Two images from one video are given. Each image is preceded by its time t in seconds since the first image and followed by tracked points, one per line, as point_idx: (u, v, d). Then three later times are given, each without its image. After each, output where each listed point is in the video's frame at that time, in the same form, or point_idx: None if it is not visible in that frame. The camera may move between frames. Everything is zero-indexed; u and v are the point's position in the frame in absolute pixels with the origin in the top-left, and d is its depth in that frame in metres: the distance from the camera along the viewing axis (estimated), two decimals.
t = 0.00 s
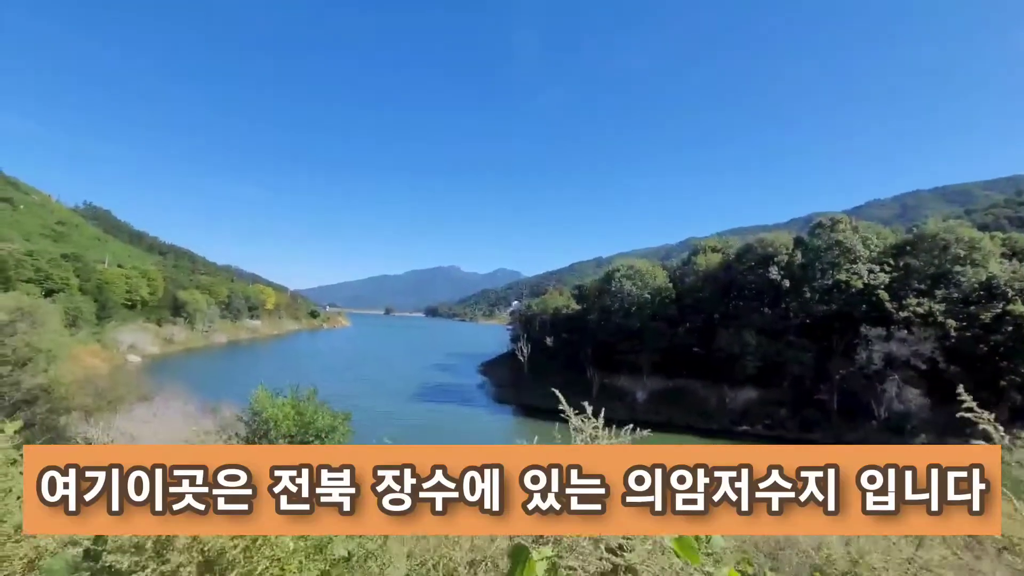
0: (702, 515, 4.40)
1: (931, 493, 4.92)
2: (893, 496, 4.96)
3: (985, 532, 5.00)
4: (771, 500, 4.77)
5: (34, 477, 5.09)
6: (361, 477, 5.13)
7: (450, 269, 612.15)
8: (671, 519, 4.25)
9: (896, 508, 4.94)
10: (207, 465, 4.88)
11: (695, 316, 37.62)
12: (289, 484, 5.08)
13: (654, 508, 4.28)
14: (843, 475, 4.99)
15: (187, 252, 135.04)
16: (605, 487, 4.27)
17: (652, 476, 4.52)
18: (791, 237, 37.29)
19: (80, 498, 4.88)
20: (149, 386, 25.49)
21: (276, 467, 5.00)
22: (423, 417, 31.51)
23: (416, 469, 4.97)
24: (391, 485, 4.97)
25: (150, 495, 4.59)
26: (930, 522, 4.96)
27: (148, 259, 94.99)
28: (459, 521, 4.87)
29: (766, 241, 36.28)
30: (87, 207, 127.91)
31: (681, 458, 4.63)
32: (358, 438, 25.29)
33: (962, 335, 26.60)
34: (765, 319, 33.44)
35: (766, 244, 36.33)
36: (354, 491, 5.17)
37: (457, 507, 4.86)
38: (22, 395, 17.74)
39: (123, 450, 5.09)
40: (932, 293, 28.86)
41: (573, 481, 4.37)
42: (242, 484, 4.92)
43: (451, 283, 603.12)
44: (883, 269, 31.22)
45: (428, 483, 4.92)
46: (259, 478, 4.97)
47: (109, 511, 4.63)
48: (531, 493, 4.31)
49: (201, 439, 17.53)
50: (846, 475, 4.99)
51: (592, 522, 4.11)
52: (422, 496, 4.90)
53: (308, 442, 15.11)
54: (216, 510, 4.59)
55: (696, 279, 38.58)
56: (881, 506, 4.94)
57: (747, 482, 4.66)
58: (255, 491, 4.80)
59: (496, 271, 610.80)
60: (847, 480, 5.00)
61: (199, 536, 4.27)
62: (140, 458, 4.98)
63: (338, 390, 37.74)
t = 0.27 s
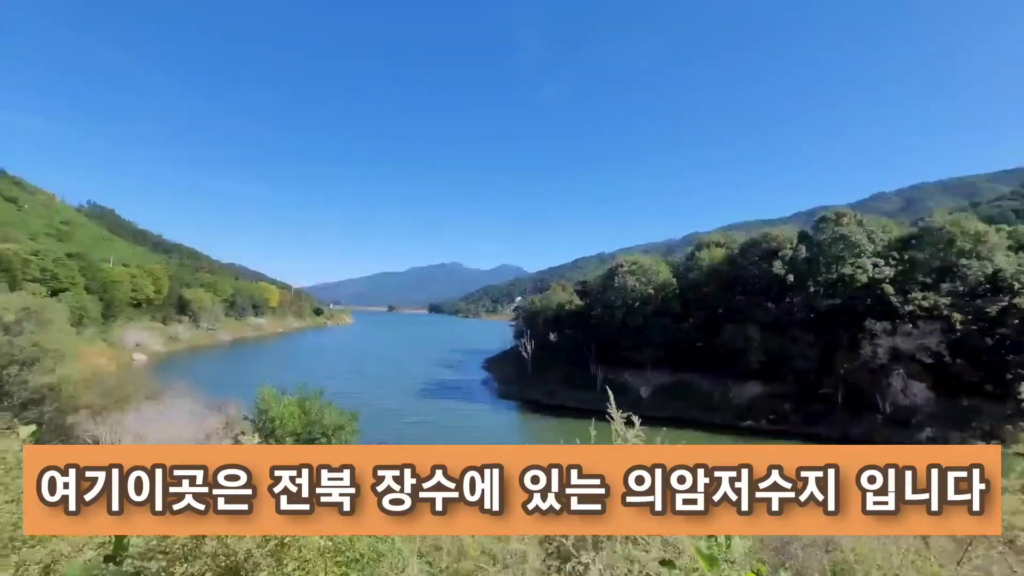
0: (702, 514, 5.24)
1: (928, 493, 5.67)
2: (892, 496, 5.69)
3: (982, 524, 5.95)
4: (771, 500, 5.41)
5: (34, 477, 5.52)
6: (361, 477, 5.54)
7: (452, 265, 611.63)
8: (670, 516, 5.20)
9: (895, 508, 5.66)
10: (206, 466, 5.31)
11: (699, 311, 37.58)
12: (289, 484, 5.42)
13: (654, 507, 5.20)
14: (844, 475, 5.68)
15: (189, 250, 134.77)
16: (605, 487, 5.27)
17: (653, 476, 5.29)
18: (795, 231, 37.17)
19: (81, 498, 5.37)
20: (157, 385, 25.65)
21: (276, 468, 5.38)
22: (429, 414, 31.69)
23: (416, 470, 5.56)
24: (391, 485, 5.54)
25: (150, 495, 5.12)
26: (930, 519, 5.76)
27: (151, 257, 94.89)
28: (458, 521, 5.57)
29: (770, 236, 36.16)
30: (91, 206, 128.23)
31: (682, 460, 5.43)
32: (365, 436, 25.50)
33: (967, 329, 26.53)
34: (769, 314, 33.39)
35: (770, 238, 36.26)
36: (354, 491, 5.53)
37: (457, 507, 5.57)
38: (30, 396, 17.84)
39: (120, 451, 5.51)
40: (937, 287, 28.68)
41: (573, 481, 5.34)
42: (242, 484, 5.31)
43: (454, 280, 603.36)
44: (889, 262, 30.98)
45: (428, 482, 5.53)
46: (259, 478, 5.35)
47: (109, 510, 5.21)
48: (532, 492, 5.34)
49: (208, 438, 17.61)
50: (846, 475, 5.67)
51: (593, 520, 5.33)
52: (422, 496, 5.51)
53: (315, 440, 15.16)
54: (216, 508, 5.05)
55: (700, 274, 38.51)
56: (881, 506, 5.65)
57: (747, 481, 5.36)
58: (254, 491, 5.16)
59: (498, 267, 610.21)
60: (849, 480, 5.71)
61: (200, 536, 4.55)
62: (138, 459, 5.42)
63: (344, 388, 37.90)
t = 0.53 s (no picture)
0: (702, 514, 5.19)
1: (928, 493, 5.85)
2: (892, 496, 5.87)
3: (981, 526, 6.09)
4: (771, 500, 5.56)
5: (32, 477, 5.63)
6: (361, 477, 5.57)
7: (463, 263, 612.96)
8: (670, 518, 5.07)
9: (895, 508, 5.84)
10: (207, 466, 5.42)
11: (713, 308, 37.20)
12: (290, 484, 5.49)
13: (655, 507, 5.13)
14: (843, 475, 5.83)
15: (205, 250, 136.73)
16: (605, 487, 5.35)
17: (653, 476, 5.30)
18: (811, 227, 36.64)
19: (81, 498, 5.49)
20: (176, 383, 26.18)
21: (275, 468, 5.45)
22: (440, 412, 31.96)
23: (416, 470, 5.60)
24: (391, 485, 5.56)
25: (150, 495, 5.31)
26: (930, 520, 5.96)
27: (168, 257, 96.47)
28: (458, 521, 5.64)
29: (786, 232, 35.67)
30: (111, 207, 130.72)
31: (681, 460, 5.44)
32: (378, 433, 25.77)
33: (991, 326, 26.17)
34: (784, 311, 32.98)
35: (785, 234, 35.81)
36: (354, 491, 5.55)
37: (457, 507, 5.63)
38: (53, 393, 18.30)
39: (119, 450, 5.61)
40: (958, 282, 28.27)
41: (573, 481, 5.44)
42: (242, 484, 5.41)
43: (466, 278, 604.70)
44: (908, 258, 30.40)
45: (428, 483, 5.57)
46: (259, 478, 5.44)
47: (109, 510, 5.40)
48: (532, 492, 5.44)
49: (226, 436, 17.85)
50: (846, 475, 5.82)
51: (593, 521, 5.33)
52: (422, 496, 5.55)
53: (330, 439, 15.31)
54: (217, 509, 5.28)
55: (714, 271, 38.03)
56: (881, 506, 5.83)
57: (747, 481, 5.50)
58: (255, 492, 5.36)
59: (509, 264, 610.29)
60: (849, 481, 5.86)
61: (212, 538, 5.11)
62: (138, 459, 5.51)
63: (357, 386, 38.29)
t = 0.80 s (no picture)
0: (702, 514, 5.36)
1: (929, 493, 5.79)
2: (892, 496, 5.81)
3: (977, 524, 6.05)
4: (771, 500, 5.56)
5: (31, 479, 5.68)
6: (361, 477, 5.53)
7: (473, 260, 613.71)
8: (670, 517, 5.31)
9: (895, 508, 5.78)
10: (206, 467, 5.52)
11: (725, 304, 36.88)
12: (290, 484, 5.49)
13: (654, 507, 5.35)
14: (843, 474, 5.78)
15: (218, 249, 138.37)
16: (605, 487, 5.40)
17: (653, 476, 5.45)
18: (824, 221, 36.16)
19: (80, 498, 5.59)
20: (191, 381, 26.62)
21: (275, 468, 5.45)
22: (451, 409, 32.14)
23: (416, 470, 5.54)
24: (391, 485, 5.49)
25: (150, 495, 5.50)
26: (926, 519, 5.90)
27: (183, 257, 97.78)
28: (458, 521, 5.54)
29: (799, 226, 35.24)
30: (127, 209, 132.78)
31: (680, 459, 5.52)
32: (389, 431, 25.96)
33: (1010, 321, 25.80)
34: (797, 306, 32.54)
35: (797, 229, 35.36)
36: (354, 491, 5.49)
37: (457, 507, 5.55)
38: (73, 392, 18.71)
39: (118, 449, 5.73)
40: (976, 276, 27.79)
41: (573, 481, 5.43)
42: (242, 484, 5.47)
43: (475, 275, 605.95)
44: (924, 252, 29.86)
45: (428, 483, 5.51)
46: (259, 478, 5.49)
47: (109, 510, 5.58)
48: (533, 492, 5.44)
49: (241, 434, 18.08)
50: (845, 475, 5.77)
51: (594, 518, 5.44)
52: (422, 496, 5.48)
53: (342, 438, 15.41)
54: (216, 509, 5.38)
55: (725, 267, 37.64)
56: (881, 506, 5.78)
57: (747, 482, 5.51)
58: (255, 492, 5.41)
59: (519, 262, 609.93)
60: (848, 481, 5.81)
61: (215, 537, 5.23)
62: (137, 458, 5.65)
63: (368, 384, 38.58)
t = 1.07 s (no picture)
0: (702, 514, 5.37)
1: (929, 493, 5.67)
2: (892, 496, 5.69)
3: (983, 530, 5.86)
4: (771, 500, 5.52)
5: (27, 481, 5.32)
6: (361, 477, 5.44)
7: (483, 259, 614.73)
8: (670, 518, 5.35)
9: (895, 508, 5.66)
10: (206, 467, 5.38)
11: (736, 302, 36.53)
12: (289, 484, 5.42)
13: (654, 507, 5.35)
14: (843, 474, 5.70)
15: (232, 249, 140.31)
16: (605, 487, 5.37)
17: (653, 476, 5.40)
18: (838, 218, 35.66)
19: (80, 498, 5.28)
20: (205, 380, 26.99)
21: (275, 469, 5.35)
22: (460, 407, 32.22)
23: (416, 470, 5.46)
24: (391, 485, 5.42)
25: (150, 495, 5.31)
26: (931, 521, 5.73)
27: (198, 257, 99.27)
28: (458, 521, 5.45)
29: (812, 223, 34.78)
30: (143, 210, 135.01)
31: (681, 459, 5.49)
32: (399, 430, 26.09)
33: None
34: (812, 304, 32.04)
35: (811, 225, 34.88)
36: (354, 491, 5.43)
37: (457, 507, 5.46)
38: (91, 390, 19.05)
39: (116, 448, 5.47)
40: (996, 273, 27.33)
41: (573, 481, 5.41)
42: (243, 484, 5.41)
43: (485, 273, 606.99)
44: (941, 248, 29.32)
45: (428, 483, 5.45)
46: (259, 478, 5.41)
47: (109, 510, 5.30)
48: (532, 493, 5.42)
49: (255, 432, 18.25)
50: (845, 475, 5.69)
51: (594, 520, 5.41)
52: (422, 496, 5.41)
53: (353, 437, 15.52)
54: (216, 509, 5.34)
55: (737, 264, 37.21)
56: (881, 506, 5.66)
57: (747, 481, 5.47)
58: (255, 492, 5.38)
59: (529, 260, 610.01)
60: (848, 481, 5.74)
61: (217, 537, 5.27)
62: (137, 458, 5.40)
63: (379, 382, 38.81)
